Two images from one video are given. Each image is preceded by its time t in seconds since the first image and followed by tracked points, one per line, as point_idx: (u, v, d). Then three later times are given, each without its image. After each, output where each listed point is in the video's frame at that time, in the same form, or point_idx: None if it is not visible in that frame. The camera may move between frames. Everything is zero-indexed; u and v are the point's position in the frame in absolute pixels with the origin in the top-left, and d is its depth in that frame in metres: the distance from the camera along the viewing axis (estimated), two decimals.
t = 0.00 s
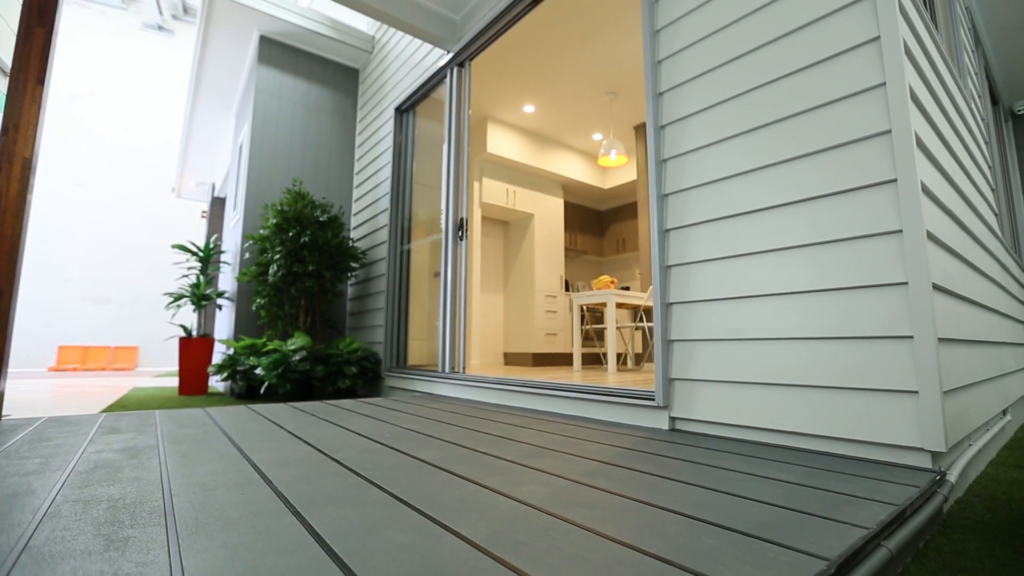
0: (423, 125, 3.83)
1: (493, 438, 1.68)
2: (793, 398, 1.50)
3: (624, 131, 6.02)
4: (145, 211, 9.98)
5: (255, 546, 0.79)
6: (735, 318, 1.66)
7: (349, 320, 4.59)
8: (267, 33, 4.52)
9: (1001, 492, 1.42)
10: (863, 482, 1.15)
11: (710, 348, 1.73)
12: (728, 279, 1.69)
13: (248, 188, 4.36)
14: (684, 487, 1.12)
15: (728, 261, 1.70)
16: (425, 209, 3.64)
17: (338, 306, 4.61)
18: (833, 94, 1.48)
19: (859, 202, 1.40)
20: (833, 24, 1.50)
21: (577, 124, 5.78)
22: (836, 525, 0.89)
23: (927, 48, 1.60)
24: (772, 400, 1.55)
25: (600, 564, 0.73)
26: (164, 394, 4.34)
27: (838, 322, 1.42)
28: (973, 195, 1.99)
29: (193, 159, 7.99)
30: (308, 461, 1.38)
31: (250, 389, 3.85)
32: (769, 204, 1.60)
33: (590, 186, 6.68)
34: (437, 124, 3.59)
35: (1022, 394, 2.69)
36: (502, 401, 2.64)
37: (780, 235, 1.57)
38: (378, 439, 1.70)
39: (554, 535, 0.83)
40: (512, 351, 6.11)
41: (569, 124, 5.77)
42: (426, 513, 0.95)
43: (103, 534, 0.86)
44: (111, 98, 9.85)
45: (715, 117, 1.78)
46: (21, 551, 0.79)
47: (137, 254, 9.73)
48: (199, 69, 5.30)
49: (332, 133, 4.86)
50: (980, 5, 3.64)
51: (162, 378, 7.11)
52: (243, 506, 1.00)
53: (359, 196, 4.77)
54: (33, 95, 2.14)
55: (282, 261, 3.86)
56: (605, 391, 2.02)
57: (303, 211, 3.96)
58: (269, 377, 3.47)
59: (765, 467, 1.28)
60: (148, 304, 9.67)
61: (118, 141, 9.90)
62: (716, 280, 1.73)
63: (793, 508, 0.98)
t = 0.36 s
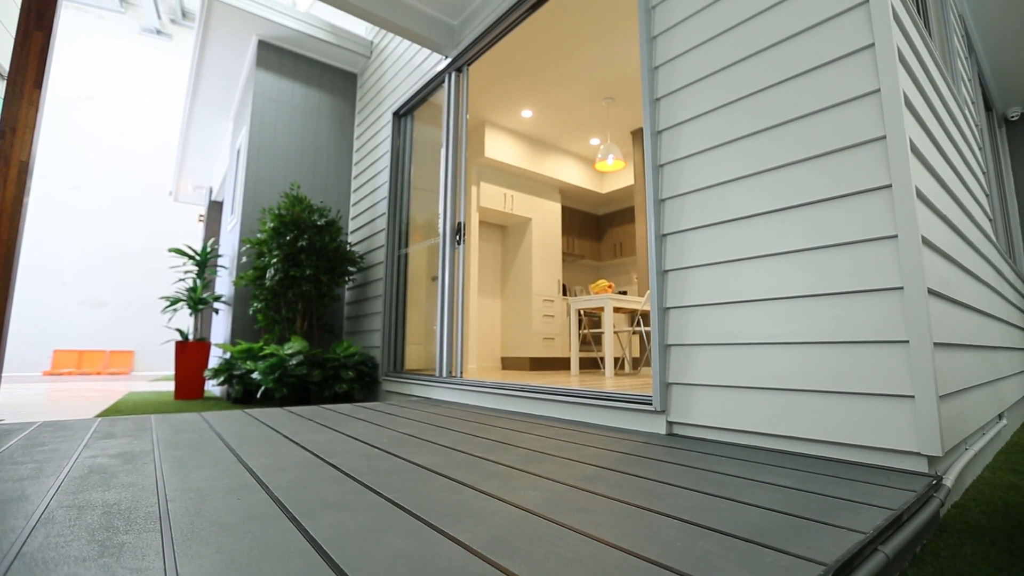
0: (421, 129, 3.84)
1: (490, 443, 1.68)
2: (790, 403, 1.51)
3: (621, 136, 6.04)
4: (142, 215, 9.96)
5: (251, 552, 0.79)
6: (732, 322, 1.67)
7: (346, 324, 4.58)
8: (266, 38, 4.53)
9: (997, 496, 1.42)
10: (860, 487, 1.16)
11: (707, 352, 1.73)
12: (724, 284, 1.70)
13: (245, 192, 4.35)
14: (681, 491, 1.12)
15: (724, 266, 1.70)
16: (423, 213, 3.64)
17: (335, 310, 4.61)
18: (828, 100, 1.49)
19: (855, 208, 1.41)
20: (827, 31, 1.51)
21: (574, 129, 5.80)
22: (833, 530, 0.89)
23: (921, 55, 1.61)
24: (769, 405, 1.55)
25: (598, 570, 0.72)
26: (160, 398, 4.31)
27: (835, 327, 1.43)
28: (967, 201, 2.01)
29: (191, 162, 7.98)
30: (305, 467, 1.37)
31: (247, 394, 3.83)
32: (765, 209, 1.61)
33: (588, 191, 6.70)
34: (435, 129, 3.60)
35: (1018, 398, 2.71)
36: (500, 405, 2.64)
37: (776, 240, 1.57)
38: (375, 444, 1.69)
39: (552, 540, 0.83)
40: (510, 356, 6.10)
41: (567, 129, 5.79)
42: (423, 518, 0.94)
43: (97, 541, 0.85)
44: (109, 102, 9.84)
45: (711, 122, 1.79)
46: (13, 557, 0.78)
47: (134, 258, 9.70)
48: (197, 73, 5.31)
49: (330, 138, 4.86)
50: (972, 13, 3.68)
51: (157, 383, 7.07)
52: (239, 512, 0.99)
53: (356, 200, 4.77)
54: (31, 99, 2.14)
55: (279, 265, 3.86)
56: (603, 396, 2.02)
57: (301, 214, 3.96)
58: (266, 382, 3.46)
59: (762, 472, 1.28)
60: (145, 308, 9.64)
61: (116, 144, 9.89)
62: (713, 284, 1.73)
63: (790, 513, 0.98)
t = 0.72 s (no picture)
0: (419, 132, 3.84)
1: (488, 446, 1.67)
2: (787, 406, 1.51)
3: (619, 140, 6.06)
4: (139, 218, 9.94)
5: (248, 557, 0.78)
6: (730, 326, 1.67)
7: (344, 327, 4.57)
8: (265, 41, 4.53)
9: (994, 500, 1.43)
10: (857, 491, 1.16)
11: (705, 356, 1.73)
12: (721, 287, 1.70)
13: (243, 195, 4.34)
14: (679, 495, 1.12)
15: (722, 269, 1.71)
16: (421, 217, 3.64)
17: (332, 314, 4.60)
18: (824, 106, 1.50)
19: (851, 212, 1.42)
20: (823, 37, 1.53)
21: (572, 133, 5.82)
22: (832, 534, 0.89)
23: (916, 61, 1.62)
24: (767, 408, 1.55)
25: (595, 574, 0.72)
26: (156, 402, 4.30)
27: (832, 330, 1.43)
28: (962, 205, 2.02)
29: (188, 166, 7.98)
30: (302, 471, 1.37)
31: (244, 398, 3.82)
32: (763, 213, 1.61)
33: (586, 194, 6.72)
34: (433, 133, 3.61)
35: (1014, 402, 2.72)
36: (497, 409, 2.63)
37: (773, 244, 1.58)
38: (372, 448, 1.68)
39: (550, 545, 0.83)
40: (507, 360, 6.09)
41: (565, 133, 5.81)
42: (420, 523, 0.94)
43: (92, 546, 0.85)
44: (107, 105, 9.83)
45: (708, 127, 1.80)
46: (7, 563, 0.77)
47: (131, 261, 9.67)
48: (196, 76, 5.31)
49: (328, 141, 4.87)
50: (966, 19, 3.72)
51: (153, 386, 7.03)
52: (236, 516, 0.99)
53: (354, 203, 4.77)
54: (28, 101, 2.14)
55: (277, 268, 3.85)
56: (601, 400, 2.02)
57: (299, 218, 3.96)
58: (263, 385, 3.44)
59: (760, 476, 1.28)
60: (141, 312, 9.60)
61: (114, 147, 9.87)
62: (711, 287, 1.73)
63: (787, 516, 0.98)
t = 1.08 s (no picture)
0: (418, 135, 3.84)
1: (486, 449, 1.67)
2: (786, 409, 1.51)
3: (617, 143, 6.07)
4: (137, 220, 9.92)
5: (244, 561, 0.78)
6: (728, 329, 1.67)
7: (342, 330, 4.57)
8: (264, 44, 4.54)
9: (993, 503, 1.43)
10: (855, 493, 1.16)
11: (703, 358, 1.73)
12: (719, 290, 1.71)
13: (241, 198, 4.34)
14: (676, 498, 1.11)
15: (720, 273, 1.71)
16: (420, 219, 3.64)
17: (330, 316, 4.60)
18: (820, 110, 1.51)
19: (848, 215, 1.42)
20: (820, 41, 1.53)
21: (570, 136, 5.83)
22: (830, 538, 0.89)
23: (912, 65, 1.63)
24: (765, 411, 1.55)
25: None
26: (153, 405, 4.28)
27: (830, 333, 1.44)
28: (959, 209, 2.03)
29: (187, 168, 7.96)
30: (300, 474, 1.36)
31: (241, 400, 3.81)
32: (760, 217, 1.62)
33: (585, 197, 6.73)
34: (432, 135, 3.61)
35: (1012, 405, 2.72)
36: (496, 412, 2.63)
37: (771, 247, 1.58)
38: (370, 451, 1.68)
39: (548, 548, 0.83)
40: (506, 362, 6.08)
41: (563, 136, 5.83)
42: (417, 526, 0.94)
43: (88, 550, 0.84)
44: (105, 107, 9.82)
45: (706, 131, 1.80)
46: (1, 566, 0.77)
47: (129, 263, 9.65)
48: (195, 79, 5.32)
49: (327, 144, 4.87)
50: (962, 24, 3.74)
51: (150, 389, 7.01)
52: (233, 519, 0.98)
53: (353, 206, 4.77)
54: (26, 104, 2.14)
55: (275, 271, 3.85)
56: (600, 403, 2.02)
57: (298, 220, 3.96)
58: (260, 388, 3.44)
59: (758, 479, 1.28)
60: (139, 314, 9.57)
61: (112, 149, 9.86)
62: (709, 290, 1.74)
63: (785, 520, 0.98)
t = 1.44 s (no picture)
0: (417, 137, 3.85)
1: (485, 451, 1.67)
2: (785, 410, 1.51)
3: (616, 145, 6.08)
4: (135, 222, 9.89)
5: (243, 563, 0.78)
6: (727, 331, 1.67)
7: (340, 332, 4.56)
8: (263, 46, 4.54)
9: (992, 505, 1.43)
10: (854, 496, 1.16)
11: (702, 360, 1.74)
12: (718, 292, 1.71)
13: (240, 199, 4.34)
14: (675, 500, 1.11)
15: (718, 275, 1.71)
16: (418, 221, 3.64)
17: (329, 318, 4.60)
18: (818, 113, 1.51)
19: (846, 217, 1.43)
20: (817, 44, 1.54)
21: (569, 138, 5.84)
22: (829, 539, 0.89)
23: (910, 68, 1.64)
24: (764, 413, 1.55)
25: None
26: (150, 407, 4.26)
27: (828, 335, 1.44)
28: (957, 212, 2.04)
29: (185, 169, 7.95)
30: (298, 476, 1.36)
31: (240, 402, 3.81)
32: (758, 219, 1.62)
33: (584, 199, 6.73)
34: (431, 137, 3.61)
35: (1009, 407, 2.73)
36: (495, 414, 2.62)
37: (769, 250, 1.58)
38: (369, 453, 1.67)
39: (547, 551, 0.82)
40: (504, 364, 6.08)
41: (562, 138, 5.83)
42: (416, 528, 0.94)
43: (86, 552, 0.84)
44: (103, 108, 9.80)
45: (704, 133, 1.81)
46: None
47: (127, 264, 9.63)
48: (194, 80, 5.32)
49: (325, 146, 4.88)
50: (958, 27, 3.76)
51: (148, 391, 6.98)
52: (231, 522, 0.98)
53: (352, 207, 4.77)
54: (25, 106, 2.14)
55: (274, 272, 3.84)
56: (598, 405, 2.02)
57: (296, 222, 3.95)
58: (259, 390, 3.43)
59: (757, 481, 1.27)
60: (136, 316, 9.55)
61: (110, 151, 9.84)
62: (708, 292, 1.74)
63: (784, 521, 0.98)
